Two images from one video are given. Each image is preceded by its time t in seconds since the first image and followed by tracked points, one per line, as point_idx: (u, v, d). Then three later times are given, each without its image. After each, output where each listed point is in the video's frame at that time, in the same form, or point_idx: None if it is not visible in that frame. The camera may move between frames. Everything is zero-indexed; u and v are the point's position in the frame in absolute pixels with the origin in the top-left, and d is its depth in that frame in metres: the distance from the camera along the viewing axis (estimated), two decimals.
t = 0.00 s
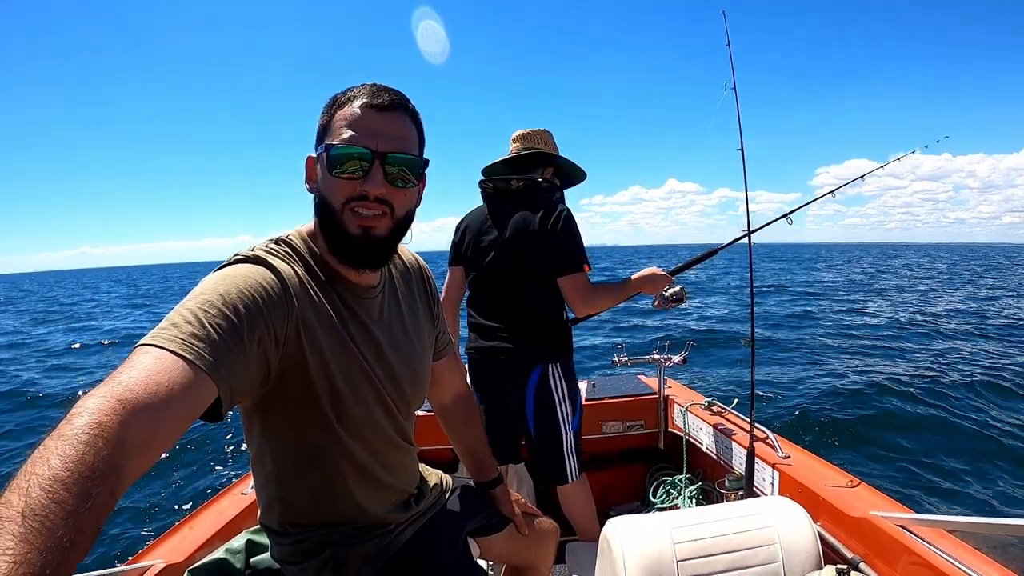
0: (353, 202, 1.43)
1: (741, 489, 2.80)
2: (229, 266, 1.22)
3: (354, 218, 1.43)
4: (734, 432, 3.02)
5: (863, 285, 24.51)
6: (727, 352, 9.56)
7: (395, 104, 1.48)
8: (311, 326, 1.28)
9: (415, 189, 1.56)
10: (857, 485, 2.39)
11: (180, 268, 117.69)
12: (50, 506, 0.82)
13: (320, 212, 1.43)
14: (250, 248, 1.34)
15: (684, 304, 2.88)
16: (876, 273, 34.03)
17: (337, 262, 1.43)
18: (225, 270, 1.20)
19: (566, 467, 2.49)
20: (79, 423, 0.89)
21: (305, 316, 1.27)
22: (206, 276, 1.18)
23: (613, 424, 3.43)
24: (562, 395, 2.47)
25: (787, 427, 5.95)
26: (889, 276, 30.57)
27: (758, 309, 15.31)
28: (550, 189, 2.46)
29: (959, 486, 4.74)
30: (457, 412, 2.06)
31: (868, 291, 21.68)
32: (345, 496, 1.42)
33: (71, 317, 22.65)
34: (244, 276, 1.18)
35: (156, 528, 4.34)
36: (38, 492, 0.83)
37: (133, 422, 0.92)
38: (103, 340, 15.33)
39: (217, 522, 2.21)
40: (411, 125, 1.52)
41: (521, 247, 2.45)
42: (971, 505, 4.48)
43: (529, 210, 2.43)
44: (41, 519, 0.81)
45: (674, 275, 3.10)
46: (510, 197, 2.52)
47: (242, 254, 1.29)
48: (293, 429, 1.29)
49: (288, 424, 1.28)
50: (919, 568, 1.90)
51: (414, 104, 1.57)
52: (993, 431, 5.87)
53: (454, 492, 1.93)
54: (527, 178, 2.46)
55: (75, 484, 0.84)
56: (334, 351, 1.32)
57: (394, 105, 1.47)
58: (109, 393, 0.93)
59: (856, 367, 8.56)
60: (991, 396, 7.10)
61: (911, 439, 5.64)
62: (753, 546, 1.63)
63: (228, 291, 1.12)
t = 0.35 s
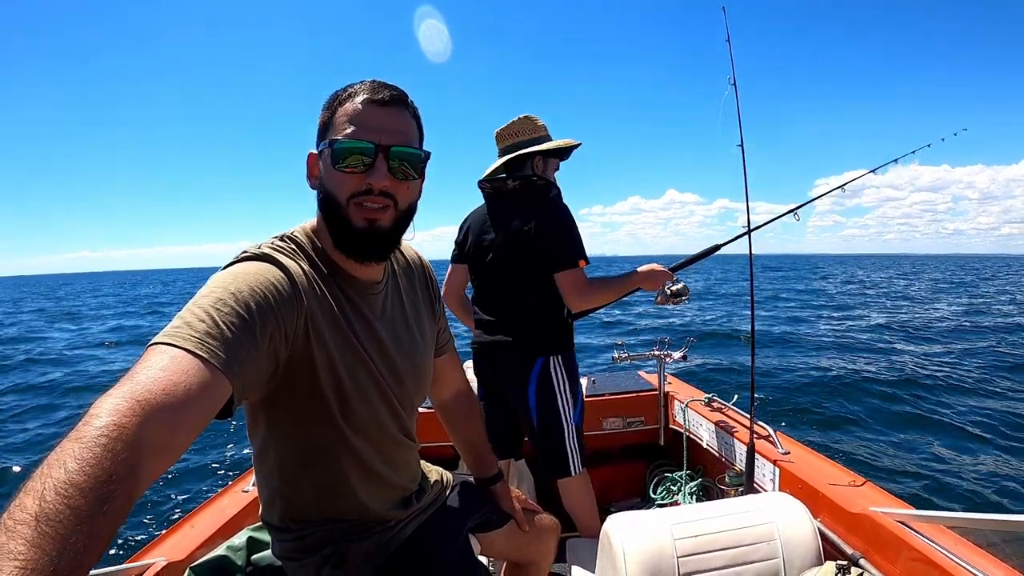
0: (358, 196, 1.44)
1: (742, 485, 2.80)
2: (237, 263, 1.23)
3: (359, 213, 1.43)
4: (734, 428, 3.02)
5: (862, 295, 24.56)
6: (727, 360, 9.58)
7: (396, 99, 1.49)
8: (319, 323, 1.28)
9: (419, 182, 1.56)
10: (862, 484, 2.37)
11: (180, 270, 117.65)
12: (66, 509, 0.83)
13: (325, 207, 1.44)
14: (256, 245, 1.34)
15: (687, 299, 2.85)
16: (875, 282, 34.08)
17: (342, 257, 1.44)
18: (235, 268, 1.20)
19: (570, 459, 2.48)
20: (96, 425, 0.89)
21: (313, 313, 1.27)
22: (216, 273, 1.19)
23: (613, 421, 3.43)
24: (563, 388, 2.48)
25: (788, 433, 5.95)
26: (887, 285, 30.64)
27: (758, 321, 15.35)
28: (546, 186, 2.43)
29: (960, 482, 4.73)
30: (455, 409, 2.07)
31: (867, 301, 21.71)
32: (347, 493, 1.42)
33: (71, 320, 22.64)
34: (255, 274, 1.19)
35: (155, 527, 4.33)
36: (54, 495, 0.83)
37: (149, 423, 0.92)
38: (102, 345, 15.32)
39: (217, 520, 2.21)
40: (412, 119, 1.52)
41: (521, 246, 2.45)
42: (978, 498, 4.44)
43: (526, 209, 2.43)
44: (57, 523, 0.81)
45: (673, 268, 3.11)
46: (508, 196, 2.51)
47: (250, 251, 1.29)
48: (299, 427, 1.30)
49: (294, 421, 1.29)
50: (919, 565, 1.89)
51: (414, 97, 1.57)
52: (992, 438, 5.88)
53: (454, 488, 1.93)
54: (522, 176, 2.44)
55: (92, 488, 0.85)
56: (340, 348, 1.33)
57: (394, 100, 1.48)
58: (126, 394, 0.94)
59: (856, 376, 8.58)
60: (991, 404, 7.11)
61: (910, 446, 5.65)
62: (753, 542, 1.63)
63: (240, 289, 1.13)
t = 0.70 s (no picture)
0: (360, 199, 1.44)
1: (742, 487, 2.80)
2: (234, 266, 1.23)
3: (361, 216, 1.43)
4: (734, 430, 3.01)
5: (862, 294, 24.56)
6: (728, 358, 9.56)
7: (397, 102, 1.49)
8: (315, 326, 1.28)
9: (420, 185, 1.56)
10: (862, 485, 2.37)
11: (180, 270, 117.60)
12: (58, 511, 0.82)
13: (326, 210, 1.43)
14: (254, 248, 1.34)
15: (689, 293, 2.87)
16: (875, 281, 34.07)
17: (341, 260, 1.44)
18: (230, 271, 1.20)
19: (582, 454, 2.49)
20: (88, 426, 0.89)
21: (309, 316, 1.27)
22: (212, 276, 1.19)
23: (614, 423, 3.42)
24: (576, 382, 2.49)
25: (787, 432, 5.94)
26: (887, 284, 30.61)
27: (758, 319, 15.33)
28: (548, 187, 2.40)
29: (959, 484, 4.73)
30: (456, 411, 2.06)
31: (867, 299, 21.70)
32: (344, 495, 1.42)
33: (71, 317, 22.63)
34: (250, 277, 1.19)
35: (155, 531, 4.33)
36: (45, 497, 0.83)
37: (142, 425, 0.92)
38: (101, 340, 15.30)
39: (217, 523, 2.21)
40: (412, 122, 1.53)
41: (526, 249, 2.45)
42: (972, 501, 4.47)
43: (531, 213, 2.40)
44: (49, 524, 0.81)
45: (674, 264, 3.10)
46: (511, 200, 2.47)
47: (247, 254, 1.29)
48: (295, 429, 1.29)
49: (291, 423, 1.29)
50: (919, 565, 1.89)
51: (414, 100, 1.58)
52: (992, 438, 5.88)
53: (454, 491, 1.93)
54: (525, 179, 2.40)
55: (85, 489, 0.85)
56: (337, 351, 1.33)
57: (394, 102, 1.48)
58: (118, 395, 0.94)
59: (855, 375, 8.57)
60: (991, 404, 7.12)
61: (910, 444, 5.65)
62: (753, 543, 1.63)
63: (234, 292, 1.12)
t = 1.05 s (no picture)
0: (338, 205, 1.42)
1: (741, 490, 2.80)
2: (228, 268, 1.23)
3: (339, 221, 1.42)
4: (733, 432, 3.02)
5: (863, 282, 24.49)
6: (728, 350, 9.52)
7: (378, 103, 1.46)
8: (310, 329, 1.28)
9: (402, 189, 1.54)
10: (856, 485, 2.38)
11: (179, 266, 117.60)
12: (52, 510, 0.82)
13: (307, 215, 1.44)
14: (248, 251, 1.33)
15: (684, 296, 2.89)
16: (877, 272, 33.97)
17: (331, 264, 1.43)
18: (224, 273, 1.20)
19: (583, 455, 2.50)
20: (80, 427, 0.89)
21: (304, 319, 1.27)
22: (205, 278, 1.18)
23: (613, 426, 3.43)
24: (577, 383, 2.51)
25: (788, 423, 5.92)
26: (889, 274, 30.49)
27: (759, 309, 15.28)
28: (548, 189, 2.41)
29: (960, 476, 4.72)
30: (456, 413, 2.06)
31: (868, 288, 21.62)
32: (342, 496, 1.42)
33: (70, 310, 22.60)
34: (244, 279, 1.18)
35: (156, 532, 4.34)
36: (39, 496, 0.83)
37: (135, 426, 0.92)
38: (101, 333, 15.29)
39: (215, 524, 2.21)
40: (396, 124, 1.50)
41: (524, 250, 2.44)
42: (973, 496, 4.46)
43: (530, 214, 2.40)
44: (43, 523, 0.81)
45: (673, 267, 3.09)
46: (509, 202, 2.46)
47: (241, 256, 1.29)
48: (290, 431, 1.29)
49: (287, 425, 1.28)
50: (918, 568, 1.89)
51: (400, 100, 1.55)
52: (991, 427, 5.89)
53: (454, 492, 1.93)
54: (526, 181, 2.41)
55: (78, 488, 0.84)
56: (332, 353, 1.32)
57: (377, 104, 1.46)
58: (110, 398, 0.93)
59: (854, 364, 8.58)
60: (989, 393, 7.14)
61: (909, 434, 5.66)
62: (753, 547, 1.63)
63: (227, 294, 1.12)
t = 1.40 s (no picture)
0: (331, 208, 1.42)
1: (741, 490, 2.80)
2: (232, 266, 1.23)
3: (332, 224, 1.41)
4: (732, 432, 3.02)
5: (865, 276, 24.39)
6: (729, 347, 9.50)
7: (372, 103, 1.44)
8: (314, 328, 1.27)
9: (400, 191, 1.51)
10: (852, 485, 2.39)
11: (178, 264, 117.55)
12: (51, 505, 0.82)
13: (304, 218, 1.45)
14: (254, 250, 1.33)
15: (683, 297, 2.89)
16: (878, 267, 33.86)
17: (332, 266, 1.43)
18: (228, 272, 1.20)
19: (587, 456, 2.51)
20: (79, 423, 0.89)
21: (309, 318, 1.27)
22: (211, 277, 1.18)
23: (613, 425, 3.42)
24: (580, 385, 2.52)
25: (788, 418, 5.91)
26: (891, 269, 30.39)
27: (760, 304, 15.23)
28: (551, 188, 2.41)
29: (961, 469, 4.70)
30: (461, 414, 2.06)
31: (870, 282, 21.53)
32: (345, 496, 1.42)
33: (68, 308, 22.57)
34: (249, 278, 1.18)
35: (158, 531, 4.35)
36: (39, 490, 0.83)
37: (134, 423, 0.92)
38: (99, 332, 15.25)
39: (214, 523, 2.21)
40: (394, 123, 1.48)
41: (526, 250, 2.44)
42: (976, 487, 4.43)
43: (534, 214, 2.40)
44: (42, 518, 0.81)
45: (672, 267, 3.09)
46: (512, 201, 2.44)
47: (247, 254, 1.29)
48: (294, 431, 1.29)
49: (290, 424, 1.28)
50: (917, 569, 1.90)
51: (403, 97, 1.52)
52: (990, 421, 5.88)
53: (456, 493, 1.94)
54: (530, 180, 2.40)
55: (77, 483, 0.84)
56: (337, 353, 1.32)
57: (373, 103, 1.44)
58: (109, 394, 0.94)
59: (854, 356, 8.57)
60: (989, 386, 7.14)
61: (909, 427, 5.65)
62: (753, 547, 1.63)
63: (231, 293, 1.12)
